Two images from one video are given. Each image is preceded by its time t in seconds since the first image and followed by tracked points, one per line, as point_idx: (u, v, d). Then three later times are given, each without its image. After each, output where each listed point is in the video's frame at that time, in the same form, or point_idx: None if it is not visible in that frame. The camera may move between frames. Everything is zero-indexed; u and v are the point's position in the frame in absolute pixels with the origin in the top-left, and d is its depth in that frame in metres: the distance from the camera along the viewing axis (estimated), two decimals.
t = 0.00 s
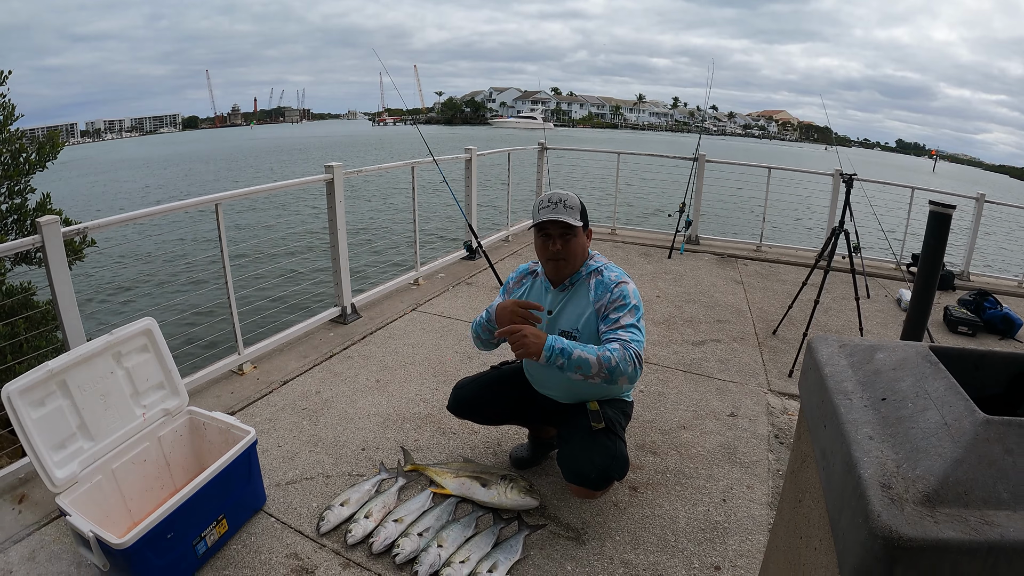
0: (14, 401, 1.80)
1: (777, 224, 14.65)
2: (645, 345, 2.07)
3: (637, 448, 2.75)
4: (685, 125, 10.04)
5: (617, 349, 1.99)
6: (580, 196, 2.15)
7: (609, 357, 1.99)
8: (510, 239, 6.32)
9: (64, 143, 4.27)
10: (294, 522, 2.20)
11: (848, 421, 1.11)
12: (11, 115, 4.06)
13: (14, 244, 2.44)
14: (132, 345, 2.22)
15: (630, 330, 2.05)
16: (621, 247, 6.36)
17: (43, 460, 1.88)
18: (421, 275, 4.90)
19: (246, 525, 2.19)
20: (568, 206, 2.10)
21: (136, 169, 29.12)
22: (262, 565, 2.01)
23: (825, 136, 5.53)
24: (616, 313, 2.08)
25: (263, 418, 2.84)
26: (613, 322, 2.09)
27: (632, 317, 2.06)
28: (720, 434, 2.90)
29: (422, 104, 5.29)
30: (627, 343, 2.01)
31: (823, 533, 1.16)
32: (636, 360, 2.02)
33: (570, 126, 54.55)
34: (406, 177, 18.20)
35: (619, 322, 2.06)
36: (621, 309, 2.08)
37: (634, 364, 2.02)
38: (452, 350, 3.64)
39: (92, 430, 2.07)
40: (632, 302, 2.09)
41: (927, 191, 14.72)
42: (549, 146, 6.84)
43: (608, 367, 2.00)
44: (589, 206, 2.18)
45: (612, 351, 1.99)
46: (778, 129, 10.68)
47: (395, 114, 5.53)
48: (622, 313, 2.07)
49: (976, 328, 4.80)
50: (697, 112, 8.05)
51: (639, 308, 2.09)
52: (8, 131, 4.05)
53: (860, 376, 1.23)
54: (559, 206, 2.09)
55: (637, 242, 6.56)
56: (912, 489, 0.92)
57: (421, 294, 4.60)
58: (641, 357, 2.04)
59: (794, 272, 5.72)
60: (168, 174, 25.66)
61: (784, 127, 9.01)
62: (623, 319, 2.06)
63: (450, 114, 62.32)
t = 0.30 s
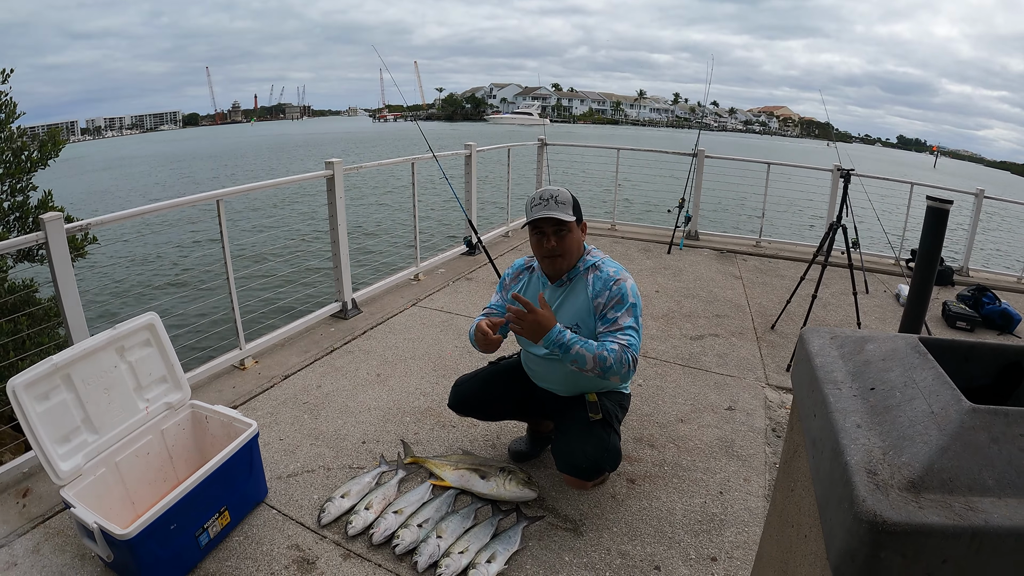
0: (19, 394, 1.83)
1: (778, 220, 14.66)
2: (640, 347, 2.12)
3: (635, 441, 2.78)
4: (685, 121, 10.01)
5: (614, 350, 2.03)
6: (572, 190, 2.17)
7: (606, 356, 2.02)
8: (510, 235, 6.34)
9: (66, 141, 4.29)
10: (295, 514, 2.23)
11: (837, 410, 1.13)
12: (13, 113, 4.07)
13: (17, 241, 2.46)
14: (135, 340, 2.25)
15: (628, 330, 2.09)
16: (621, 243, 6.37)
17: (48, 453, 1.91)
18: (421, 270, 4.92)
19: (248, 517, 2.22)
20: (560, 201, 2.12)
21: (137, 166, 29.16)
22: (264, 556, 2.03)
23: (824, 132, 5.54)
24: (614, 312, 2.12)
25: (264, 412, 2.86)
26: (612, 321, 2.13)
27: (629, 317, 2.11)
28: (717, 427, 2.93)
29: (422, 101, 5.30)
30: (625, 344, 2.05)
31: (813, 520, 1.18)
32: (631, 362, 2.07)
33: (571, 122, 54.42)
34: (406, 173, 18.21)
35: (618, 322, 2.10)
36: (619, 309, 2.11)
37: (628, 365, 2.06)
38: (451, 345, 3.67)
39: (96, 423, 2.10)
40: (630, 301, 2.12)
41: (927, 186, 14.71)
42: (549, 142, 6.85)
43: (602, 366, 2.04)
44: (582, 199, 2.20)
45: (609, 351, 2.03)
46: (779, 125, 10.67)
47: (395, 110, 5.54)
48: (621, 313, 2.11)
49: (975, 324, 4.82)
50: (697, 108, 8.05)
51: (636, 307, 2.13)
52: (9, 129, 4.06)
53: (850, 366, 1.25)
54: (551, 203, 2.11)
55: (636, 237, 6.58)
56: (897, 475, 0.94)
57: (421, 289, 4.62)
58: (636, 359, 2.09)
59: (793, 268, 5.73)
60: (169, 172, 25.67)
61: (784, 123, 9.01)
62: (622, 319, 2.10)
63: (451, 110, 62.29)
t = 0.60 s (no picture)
0: (22, 391, 1.84)
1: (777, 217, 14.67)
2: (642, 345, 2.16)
3: (634, 437, 2.79)
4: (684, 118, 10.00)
5: (612, 362, 2.12)
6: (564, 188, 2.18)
7: (605, 370, 2.14)
8: (510, 232, 6.34)
9: (65, 138, 4.29)
10: (295, 509, 2.24)
11: (832, 404, 1.14)
12: (12, 111, 4.07)
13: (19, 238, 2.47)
14: (136, 337, 2.26)
15: (628, 331, 2.13)
16: (620, 240, 6.38)
17: (50, 449, 1.92)
18: (421, 267, 4.92)
19: (249, 512, 2.23)
20: (547, 198, 2.15)
21: (136, 164, 29.10)
22: (265, 552, 2.05)
23: (824, 130, 5.54)
24: (613, 314, 2.14)
25: (264, 409, 2.87)
26: (611, 323, 2.16)
27: (629, 316, 2.13)
28: (716, 423, 2.94)
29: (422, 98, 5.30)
30: (623, 350, 2.12)
31: (809, 513, 1.19)
32: (633, 364, 2.14)
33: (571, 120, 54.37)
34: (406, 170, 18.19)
35: (617, 323, 2.14)
36: (618, 309, 2.14)
37: (630, 370, 2.15)
38: (451, 341, 3.68)
39: (97, 419, 2.11)
40: (628, 300, 2.13)
41: (927, 184, 14.71)
42: (548, 139, 6.85)
43: (606, 378, 2.16)
44: (576, 198, 2.18)
45: (607, 366, 2.13)
46: (778, 123, 10.67)
47: (395, 108, 5.54)
48: (620, 313, 2.13)
49: (973, 321, 4.83)
50: (696, 106, 8.05)
51: (636, 305, 2.14)
52: (9, 126, 4.06)
53: (846, 360, 1.27)
54: (537, 198, 2.15)
55: (636, 234, 6.58)
56: (891, 468, 0.95)
57: (421, 286, 4.63)
58: (639, 359, 2.16)
59: (791, 265, 5.75)
60: (168, 170, 25.64)
61: (784, 121, 9.01)
62: (621, 320, 2.13)
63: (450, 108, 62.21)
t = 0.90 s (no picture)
0: (24, 389, 1.83)
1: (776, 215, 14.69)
2: (633, 351, 2.15)
3: (635, 434, 2.80)
4: (682, 116, 9.99)
5: (599, 365, 2.12)
6: (537, 207, 2.12)
7: (592, 371, 2.14)
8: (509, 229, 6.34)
9: (64, 136, 4.27)
10: (298, 507, 2.24)
11: (836, 399, 1.15)
12: (11, 108, 4.05)
13: (20, 236, 2.47)
14: (139, 334, 2.26)
15: (620, 335, 2.13)
16: (620, 237, 6.39)
17: (53, 447, 1.92)
18: (421, 265, 4.92)
19: (252, 510, 2.24)
20: (521, 227, 2.11)
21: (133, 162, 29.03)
22: (269, 549, 2.05)
23: (823, 128, 5.54)
24: (607, 317, 2.14)
25: (266, 406, 2.88)
26: (604, 326, 2.16)
27: (622, 320, 2.12)
28: (716, 420, 2.95)
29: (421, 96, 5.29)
30: (612, 355, 2.11)
31: (814, 508, 1.20)
32: (621, 369, 2.14)
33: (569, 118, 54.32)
34: (404, 168, 18.17)
35: (610, 326, 2.13)
36: (612, 313, 2.13)
37: (618, 374, 2.14)
38: (452, 339, 3.68)
39: (100, 418, 2.11)
40: (623, 304, 2.12)
41: (925, 182, 14.74)
42: (548, 136, 6.84)
43: (593, 380, 2.17)
44: (553, 213, 2.12)
45: (594, 367, 2.14)
46: (777, 120, 10.68)
47: (394, 105, 5.53)
48: (613, 317, 2.13)
49: (972, 318, 4.85)
50: (695, 103, 8.04)
51: (630, 310, 2.12)
52: (8, 123, 4.04)
53: (849, 356, 1.27)
54: (512, 231, 2.12)
55: (636, 232, 6.59)
56: (896, 462, 0.96)
57: (421, 283, 4.63)
58: (628, 364, 2.15)
59: (791, 262, 5.76)
60: (166, 168, 25.55)
61: (783, 118, 9.01)
62: (614, 323, 2.12)
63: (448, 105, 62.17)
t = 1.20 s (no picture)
0: (35, 388, 1.84)
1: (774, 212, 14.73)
2: (623, 357, 2.14)
3: (640, 430, 2.83)
4: (681, 114, 10.00)
5: (586, 374, 2.14)
6: (560, 198, 2.17)
7: (579, 382, 2.16)
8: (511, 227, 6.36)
9: (66, 135, 4.27)
10: (308, 503, 2.27)
11: (842, 392, 1.18)
12: (12, 107, 4.04)
13: (28, 235, 2.48)
14: (148, 333, 2.27)
15: (612, 341, 2.13)
16: (621, 235, 6.41)
17: (64, 445, 1.93)
18: (424, 263, 4.94)
19: (263, 507, 2.26)
20: (542, 214, 2.14)
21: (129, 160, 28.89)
22: (281, 545, 2.07)
23: (822, 126, 5.57)
24: (601, 322, 2.14)
25: (273, 404, 2.90)
26: (599, 331, 2.16)
27: (616, 327, 2.12)
28: (719, 416, 2.99)
29: (423, 94, 5.30)
30: (601, 362, 2.12)
31: (821, 498, 1.23)
32: (609, 376, 2.14)
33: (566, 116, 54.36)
34: (403, 166, 18.14)
35: (603, 332, 2.13)
36: (606, 319, 2.13)
37: (605, 381, 2.15)
38: (456, 336, 3.70)
39: (110, 416, 2.12)
40: (619, 310, 2.11)
41: (922, 180, 14.81)
42: (548, 135, 6.86)
43: (581, 390, 2.18)
44: (572, 208, 2.17)
45: (581, 377, 2.15)
46: (775, 118, 10.70)
47: (394, 103, 5.53)
48: (607, 323, 2.12)
49: (970, 315, 4.90)
50: (694, 101, 8.07)
51: (626, 317, 2.11)
52: (10, 122, 4.03)
53: (853, 351, 1.30)
54: (534, 216, 2.14)
55: (636, 229, 6.62)
56: (901, 451, 0.99)
57: (424, 281, 4.65)
58: (616, 370, 2.14)
59: (790, 260, 5.80)
60: (163, 167, 25.49)
61: (781, 116, 9.05)
62: (606, 330, 2.12)
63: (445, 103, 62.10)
